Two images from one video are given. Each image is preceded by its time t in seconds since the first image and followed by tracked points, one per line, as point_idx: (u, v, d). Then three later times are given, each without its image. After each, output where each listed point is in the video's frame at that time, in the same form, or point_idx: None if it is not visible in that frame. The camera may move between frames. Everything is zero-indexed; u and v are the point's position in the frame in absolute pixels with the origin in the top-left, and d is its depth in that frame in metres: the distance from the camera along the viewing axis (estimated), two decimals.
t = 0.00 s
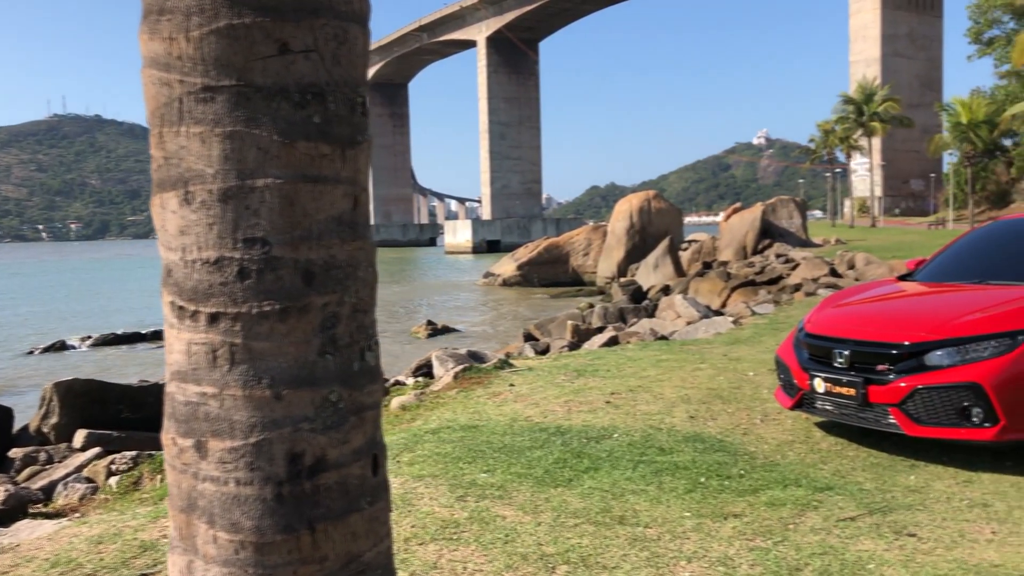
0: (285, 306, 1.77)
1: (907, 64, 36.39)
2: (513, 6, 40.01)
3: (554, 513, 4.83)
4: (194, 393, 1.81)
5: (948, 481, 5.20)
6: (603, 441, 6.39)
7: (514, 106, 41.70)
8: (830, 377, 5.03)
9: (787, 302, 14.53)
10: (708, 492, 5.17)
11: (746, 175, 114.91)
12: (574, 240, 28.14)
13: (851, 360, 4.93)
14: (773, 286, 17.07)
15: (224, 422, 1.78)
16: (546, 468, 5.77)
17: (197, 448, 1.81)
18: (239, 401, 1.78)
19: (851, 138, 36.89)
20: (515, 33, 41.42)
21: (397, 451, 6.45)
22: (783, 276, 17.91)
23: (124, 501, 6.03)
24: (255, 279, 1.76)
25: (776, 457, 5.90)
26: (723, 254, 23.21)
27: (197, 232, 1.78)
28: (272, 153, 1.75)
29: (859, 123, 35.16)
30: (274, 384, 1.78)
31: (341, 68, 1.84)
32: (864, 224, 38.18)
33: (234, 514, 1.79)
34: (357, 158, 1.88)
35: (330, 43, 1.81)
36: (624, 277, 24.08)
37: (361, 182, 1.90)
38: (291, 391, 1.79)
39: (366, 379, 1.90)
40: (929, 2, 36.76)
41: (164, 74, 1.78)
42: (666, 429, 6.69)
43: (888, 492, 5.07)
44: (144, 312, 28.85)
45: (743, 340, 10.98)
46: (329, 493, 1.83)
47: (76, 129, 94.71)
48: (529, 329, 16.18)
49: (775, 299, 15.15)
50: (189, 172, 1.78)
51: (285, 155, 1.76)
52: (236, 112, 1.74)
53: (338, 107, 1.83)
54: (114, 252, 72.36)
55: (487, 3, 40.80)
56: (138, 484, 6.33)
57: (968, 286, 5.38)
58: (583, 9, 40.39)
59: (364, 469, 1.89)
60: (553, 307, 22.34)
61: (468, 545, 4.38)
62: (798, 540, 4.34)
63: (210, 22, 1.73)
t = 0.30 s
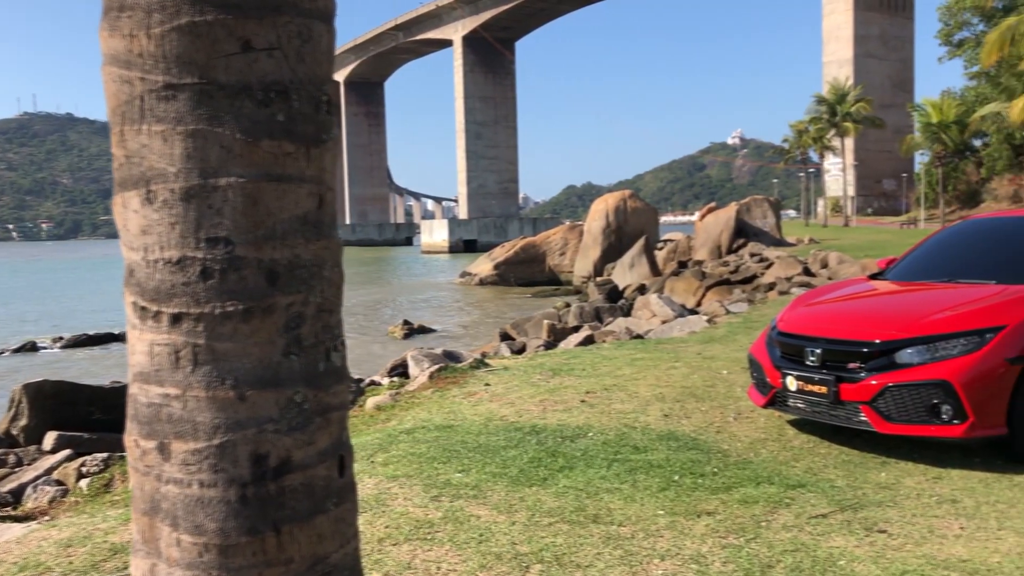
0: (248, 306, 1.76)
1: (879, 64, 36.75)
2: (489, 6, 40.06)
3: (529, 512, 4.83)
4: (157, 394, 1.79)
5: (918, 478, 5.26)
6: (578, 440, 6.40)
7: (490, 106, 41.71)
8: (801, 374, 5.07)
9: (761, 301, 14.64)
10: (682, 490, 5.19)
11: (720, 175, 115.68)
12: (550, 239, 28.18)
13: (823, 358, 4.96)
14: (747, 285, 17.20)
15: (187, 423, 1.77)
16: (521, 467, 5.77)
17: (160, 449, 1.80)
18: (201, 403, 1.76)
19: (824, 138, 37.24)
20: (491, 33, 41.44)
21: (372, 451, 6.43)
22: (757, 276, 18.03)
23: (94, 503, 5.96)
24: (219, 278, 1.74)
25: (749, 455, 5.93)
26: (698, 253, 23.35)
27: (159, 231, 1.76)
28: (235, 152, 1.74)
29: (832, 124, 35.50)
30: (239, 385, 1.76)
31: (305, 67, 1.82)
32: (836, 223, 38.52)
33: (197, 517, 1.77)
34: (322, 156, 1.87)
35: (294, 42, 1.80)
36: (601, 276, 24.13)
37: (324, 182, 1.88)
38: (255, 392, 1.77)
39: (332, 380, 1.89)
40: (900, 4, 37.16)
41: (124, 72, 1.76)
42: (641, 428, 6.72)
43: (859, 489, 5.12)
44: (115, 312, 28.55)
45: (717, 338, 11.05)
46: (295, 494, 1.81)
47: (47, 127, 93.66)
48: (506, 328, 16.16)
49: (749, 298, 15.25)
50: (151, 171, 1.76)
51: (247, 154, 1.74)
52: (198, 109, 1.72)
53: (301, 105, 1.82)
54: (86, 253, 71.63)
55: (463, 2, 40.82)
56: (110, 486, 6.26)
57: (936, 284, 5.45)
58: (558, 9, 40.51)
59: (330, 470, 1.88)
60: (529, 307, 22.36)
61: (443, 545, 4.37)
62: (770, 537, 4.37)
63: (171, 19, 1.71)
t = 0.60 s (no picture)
0: (215, 307, 1.74)
1: (852, 65, 37.08)
2: (465, 5, 40.05)
3: (504, 512, 4.83)
4: (121, 397, 1.77)
5: (890, 475, 5.30)
6: (554, 439, 6.40)
7: (467, 105, 41.68)
8: (775, 373, 5.09)
9: (736, 300, 14.73)
10: (657, 489, 5.21)
11: (696, 176, 116.35)
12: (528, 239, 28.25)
13: (796, 357, 5.00)
14: (723, 284, 17.30)
15: (152, 426, 1.75)
16: (497, 467, 5.76)
17: (124, 453, 1.77)
18: (166, 404, 1.74)
19: (798, 138, 37.52)
20: (467, 32, 41.43)
21: (347, 452, 6.40)
22: (732, 275, 18.13)
23: (65, 506, 5.89)
24: (183, 279, 1.72)
25: (723, 453, 5.96)
26: (675, 252, 23.46)
27: (123, 232, 1.74)
28: (200, 151, 1.72)
29: (806, 124, 35.80)
30: (204, 387, 1.74)
31: (271, 65, 1.81)
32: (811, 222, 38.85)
33: (162, 520, 1.75)
34: (289, 157, 1.86)
35: (260, 40, 1.78)
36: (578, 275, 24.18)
37: (292, 182, 1.87)
38: (220, 394, 1.75)
39: (299, 381, 1.88)
40: (873, 5, 37.52)
41: (86, 70, 1.73)
42: (617, 427, 6.73)
43: (832, 487, 5.15)
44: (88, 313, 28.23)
45: (693, 338, 11.10)
46: (262, 496, 1.80)
47: (18, 126, 92.51)
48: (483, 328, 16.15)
49: (725, 296, 15.32)
50: (114, 170, 1.73)
51: (213, 153, 1.73)
52: (163, 108, 1.71)
53: (268, 104, 1.80)
54: (59, 252, 70.85)
55: (440, 2, 40.79)
56: (81, 489, 6.18)
57: (907, 284, 5.50)
58: (535, 9, 40.57)
59: (298, 472, 1.86)
60: (506, 306, 22.38)
61: (417, 545, 4.36)
62: (744, 534, 4.39)
63: (134, 16, 1.69)
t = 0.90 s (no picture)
0: (180, 311, 1.73)
1: (828, 66, 37.36)
2: (443, 5, 40.01)
3: (480, 513, 4.82)
4: (86, 401, 1.76)
5: (863, 473, 5.35)
6: (531, 439, 6.41)
7: (445, 105, 41.63)
8: (750, 372, 5.12)
9: (713, 299, 14.82)
10: (632, 488, 5.22)
11: (674, 175, 117.00)
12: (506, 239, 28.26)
13: (771, 357, 5.03)
14: (700, 284, 17.39)
15: (117, 430, 1.73)
16: (473, 467, 5.76)
17: (89, 457, 1.76)
18: (132, 409, 1.73)
19: (774, 138, 37.78)
20: (445, 32, 41.37)
21: (323, 453, 6.37)
22: (710, 275, 18.22)
23: (36, 510, 5.82)
24: (149, 283, 1.71)
25: (699, 452, 5.99)
26: (653, 252, 23.55)
27: (87, 235, 1.72)
28: (166, 154, 1.71)
29: (782, 124, 36.08)
30: (170, 391, 1.73)
31: (238, 67, 1.80)
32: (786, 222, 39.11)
33: (127, 525, 1.74)
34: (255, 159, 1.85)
35: (227, 42, 1.77)
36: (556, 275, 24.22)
37: (258, 184, 1.86)
38: (186, 397, 1.74)
39: (267, 385, 1.87)
40: (848, 7, 37.85)
41: (50, 71, 1.72)
42: (594, 426, 6.75)
43: (805, 485, 5.20)
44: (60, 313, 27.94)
45: (670, 337, 11.16)
46: (229, 500, 1.79)
47: None
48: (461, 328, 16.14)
49: (701, 296, 15.41)
50: (79, 173, 1.72)
51: (178, 156, 1.72)
52: (128, 111, 1.69)
53: (235, 107, 1.80)
54: (33, 252, 70.10)
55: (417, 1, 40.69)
56: (53, 493, 6.11)
57: (881, 284, 5.55)
58: (513, 9, 40.59)
59: (266, 476, 1.85)
60: (484, 306, 22.39)
61: (393, 546, 4.35)
62: (718, 533, 4.42)
63: (97, 18, 1.68)
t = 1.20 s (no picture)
0: (144, 313, 1.72)
1: (805, 67, 37.62)
2: (422, 5, 39.94)
3: (457, 513, 4.82)
4: (48, 404, 1.75)
5: (836, 471, 5.40)
6: (507, 439, 6.42)
7: (424, 104, 41.55)
8: (725, 371, 5.16)
9: (691, 299, 14.90)
10: (608, 487, 5.24)
11: (652, 176, 117.45)
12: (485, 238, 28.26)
13: (745, 355, 5.07)
14: (678, 283, 17.46)
15: (80, 434, 1.73)
16: (449, 468, 5.76)
17: (52, 462, 1.75)
18: (95, 411, 1.72)
19: (751, 139, 38.00)
20: (424, 31, 41.30)
21: (299, 455, 6.34)
22: (687, 274, 18.31)
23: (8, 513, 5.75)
24: (112, 285, 1.71)
25: (675, 451, 6.02)
26: (631, 252, 23.63)
27: (49, 236, 1.71)
28: (128, 156, 1.71)
29: (759, 125, 36.31)
30: (134, 394, 1.73)
31: (203, 68, 1.80)
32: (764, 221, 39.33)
33: (91, 527, 1.74)
34: (220, 161, 1.85)
35: (190, 45, 1.77)
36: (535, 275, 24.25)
37: (222, 186, 1.86)
38: (151, 399, 1.74)
39: (232, 387, 1.87)
40: (824, 8, 38.14)
41: (9, 74, 1.71)
42: (570, 426, 6.77)
43: (779, 483, 5.24)
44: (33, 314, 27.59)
45: (648, 336, 11.20)
46: (194, 502, 1.79)
47: None
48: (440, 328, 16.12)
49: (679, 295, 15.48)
50: (39, 176, 1.71)
51: (141, 157, 1.72)
52: (90, 113, 1.69)
53: (199, 108, 1.80)
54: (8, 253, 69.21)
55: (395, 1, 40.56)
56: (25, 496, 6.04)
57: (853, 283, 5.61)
58: (492, 9, 40.59)
59: (231, 479, 1.85)
60: (462, 306, 22.38)
61: (368, 547, 4.35)
62: (693, 531, 4.45)
63: (59, 20, 1.67)
